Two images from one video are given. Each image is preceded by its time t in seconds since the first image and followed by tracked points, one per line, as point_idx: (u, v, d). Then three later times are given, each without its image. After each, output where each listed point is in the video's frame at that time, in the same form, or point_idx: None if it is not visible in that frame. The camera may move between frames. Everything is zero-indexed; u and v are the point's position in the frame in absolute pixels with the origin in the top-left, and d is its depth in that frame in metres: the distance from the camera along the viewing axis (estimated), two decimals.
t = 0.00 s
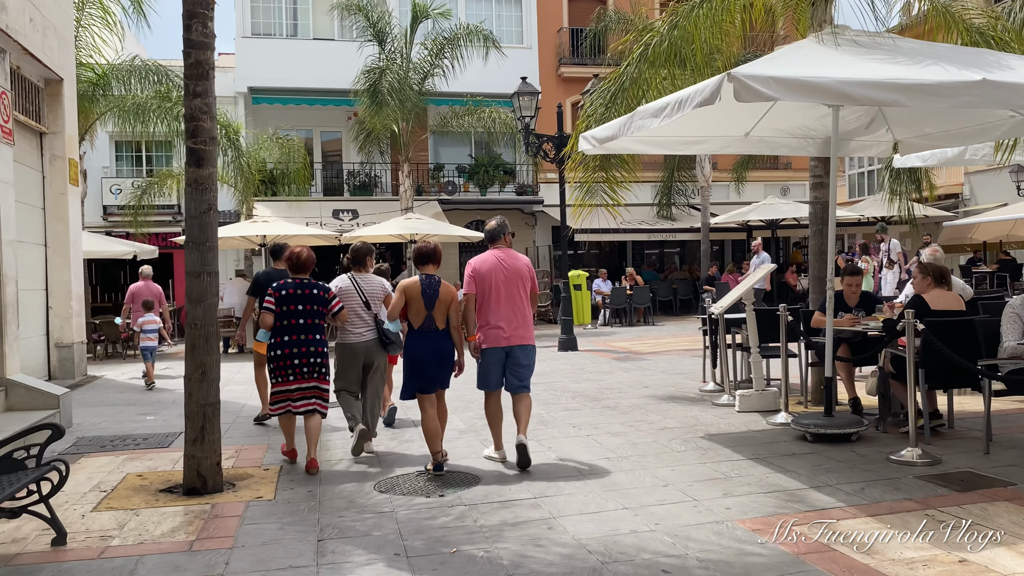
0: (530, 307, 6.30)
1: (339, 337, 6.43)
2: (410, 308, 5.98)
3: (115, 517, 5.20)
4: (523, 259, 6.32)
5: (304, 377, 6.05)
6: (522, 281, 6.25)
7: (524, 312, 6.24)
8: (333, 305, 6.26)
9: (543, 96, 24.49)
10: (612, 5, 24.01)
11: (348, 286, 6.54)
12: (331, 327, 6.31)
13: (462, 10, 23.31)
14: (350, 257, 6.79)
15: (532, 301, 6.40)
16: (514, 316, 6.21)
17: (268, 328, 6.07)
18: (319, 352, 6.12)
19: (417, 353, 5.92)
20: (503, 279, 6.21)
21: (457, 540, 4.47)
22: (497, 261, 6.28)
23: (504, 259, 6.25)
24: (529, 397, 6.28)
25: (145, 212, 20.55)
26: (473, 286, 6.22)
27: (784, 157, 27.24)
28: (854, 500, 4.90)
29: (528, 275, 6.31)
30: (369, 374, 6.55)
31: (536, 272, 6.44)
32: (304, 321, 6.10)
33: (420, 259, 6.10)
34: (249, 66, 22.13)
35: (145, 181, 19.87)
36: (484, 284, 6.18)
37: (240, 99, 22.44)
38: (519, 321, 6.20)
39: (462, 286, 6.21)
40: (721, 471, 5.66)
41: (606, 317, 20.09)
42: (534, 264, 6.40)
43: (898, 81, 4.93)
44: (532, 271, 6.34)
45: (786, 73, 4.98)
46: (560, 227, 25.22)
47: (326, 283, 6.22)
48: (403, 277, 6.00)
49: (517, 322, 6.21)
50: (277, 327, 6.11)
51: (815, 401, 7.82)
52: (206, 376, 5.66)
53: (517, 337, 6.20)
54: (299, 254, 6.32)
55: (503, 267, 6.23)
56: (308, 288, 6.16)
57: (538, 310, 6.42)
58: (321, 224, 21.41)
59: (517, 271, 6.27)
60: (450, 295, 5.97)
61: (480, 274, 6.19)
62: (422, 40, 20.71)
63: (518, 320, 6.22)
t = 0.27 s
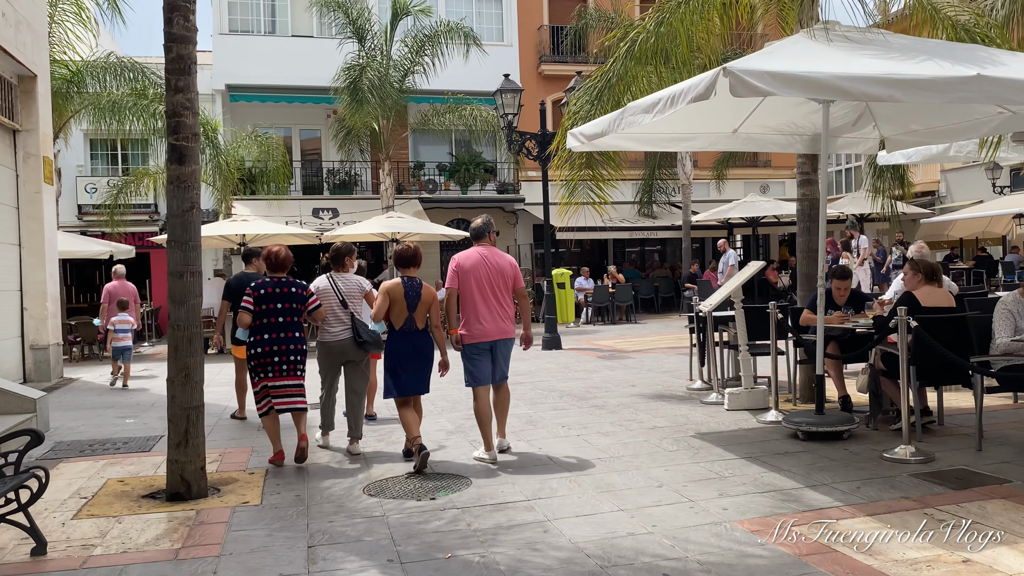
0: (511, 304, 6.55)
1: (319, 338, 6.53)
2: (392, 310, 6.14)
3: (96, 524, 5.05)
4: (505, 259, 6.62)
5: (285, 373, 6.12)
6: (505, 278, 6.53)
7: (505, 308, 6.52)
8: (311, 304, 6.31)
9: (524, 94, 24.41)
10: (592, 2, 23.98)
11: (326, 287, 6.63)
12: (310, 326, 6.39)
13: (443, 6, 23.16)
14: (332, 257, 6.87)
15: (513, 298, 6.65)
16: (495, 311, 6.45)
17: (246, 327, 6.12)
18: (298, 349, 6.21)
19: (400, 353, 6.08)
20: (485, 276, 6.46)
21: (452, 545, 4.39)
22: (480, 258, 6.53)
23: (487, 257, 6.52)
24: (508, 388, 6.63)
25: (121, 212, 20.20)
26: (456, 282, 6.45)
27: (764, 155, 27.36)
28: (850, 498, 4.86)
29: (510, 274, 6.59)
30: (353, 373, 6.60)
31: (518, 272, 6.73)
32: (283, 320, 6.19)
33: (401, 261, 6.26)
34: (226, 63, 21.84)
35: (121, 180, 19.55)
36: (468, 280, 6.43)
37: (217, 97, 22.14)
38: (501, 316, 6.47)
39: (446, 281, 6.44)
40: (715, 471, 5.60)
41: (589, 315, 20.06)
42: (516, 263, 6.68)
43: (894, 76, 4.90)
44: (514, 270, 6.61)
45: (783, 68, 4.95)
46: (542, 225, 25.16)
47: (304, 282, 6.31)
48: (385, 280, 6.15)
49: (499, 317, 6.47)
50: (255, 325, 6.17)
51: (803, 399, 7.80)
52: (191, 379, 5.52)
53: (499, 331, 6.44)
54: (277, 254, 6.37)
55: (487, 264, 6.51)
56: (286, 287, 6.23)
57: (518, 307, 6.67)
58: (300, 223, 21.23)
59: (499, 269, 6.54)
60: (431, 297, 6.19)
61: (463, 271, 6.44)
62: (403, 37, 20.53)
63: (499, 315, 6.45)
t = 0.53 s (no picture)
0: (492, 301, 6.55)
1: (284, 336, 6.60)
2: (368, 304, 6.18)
3: (71, 527, 4.93)
4: (488, 257, 6.59)
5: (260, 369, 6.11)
6: (486, 276, 6.51)
7: (487, 306, 6.50)
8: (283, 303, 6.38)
9: (498, 89, 24.34)
10: None
11: (290, 285, 6.65)
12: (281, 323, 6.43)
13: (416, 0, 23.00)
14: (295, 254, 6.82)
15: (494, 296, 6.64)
16: (476, 308, 6.44)
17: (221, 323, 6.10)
18: (272, 345, 6.21)
19: (378, 345, 6.16)
20: (468, 273, 6.45)
21: (440, 544, 4.34)
22: (462, 256, 6.53)
23: (470, 255, 6.51)
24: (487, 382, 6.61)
25: (89, 208, 19.83)
26: (438, 279, 6.45)
27: (736, 150, 27.54)
28: (834, 491, 4.88)
29: (491, 273, 6.58)
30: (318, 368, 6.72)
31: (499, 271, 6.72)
32: (258, 317, 6.19)
33: (373, 256, 6.31)
34: (195, 57, 21.49)
35: (88, 175, 19.18)
36: (449, 277, 6.42)
37: (186, 91, 21.79)
38: (481, 314, 6.44)
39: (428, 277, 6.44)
40: (698, 466, 5.60)
41: (564, 310, 20.06)
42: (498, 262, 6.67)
43: (876, 70, 4.93)
44: (495, 269, 6.61)
45: (767, 61, 4.94)
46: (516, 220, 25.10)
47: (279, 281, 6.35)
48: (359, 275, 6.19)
49: (480, 315, 6.45)
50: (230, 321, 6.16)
51: (782, 392, 7.84)
52: (167, 377, 5.40)
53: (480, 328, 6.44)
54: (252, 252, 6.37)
55: (468, 262, 6.48)
56: (262, 285, 6.25)
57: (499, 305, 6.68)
58: (272, 218, 20.94)
59: (481, 267, 6.52)
60: (404, 290, 6.25)
61: (446, 267, 6.42)
62: (376, 31, 20.33)
63: (480, 313, 6.45)
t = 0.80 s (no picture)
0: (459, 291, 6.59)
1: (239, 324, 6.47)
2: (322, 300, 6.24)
3: (30, 528, 4.77)
4: (454, 247, 6.61)
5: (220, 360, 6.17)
6: (452, 266, 6.53)
7: (453, 294, 6.53)
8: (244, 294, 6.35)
9: (462, 81, 24.21)
10: None
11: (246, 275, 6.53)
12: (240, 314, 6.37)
13: None
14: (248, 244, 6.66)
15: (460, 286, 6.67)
16: (444, 298, 6.47)
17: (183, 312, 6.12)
18: (232, 335, 6.27)
19: (331, 339, 6.26)
20: (435, 263, 6.47)
21: (413, 539, 4.28)
22: (429, 246, 6.53)
23: (437, 245, 6.53)
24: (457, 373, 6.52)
25: (41, 201, 19.29)
26: (406, 269, 6.45)
27: (698, 144, 27.76)
28: (805, 481, 4.92)
29: (457, 262, 6.61)
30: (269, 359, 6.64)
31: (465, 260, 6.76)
32: (219, 307, 6.21)
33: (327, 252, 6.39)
34: (152, 46, 21.01)
35: (40, 166, 18.65)
36: (418, 267, 6.42)
37: (143, 81, 21.30)
38: (448, 301, 6.47)
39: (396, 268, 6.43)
40: (670, 457, 5.61)
41: (529, 303, 20.04)
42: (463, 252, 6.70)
43: (846, 63, 4.96)
44: (461, 258, 6.64)
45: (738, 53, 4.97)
46: (480, 213, 25.00)
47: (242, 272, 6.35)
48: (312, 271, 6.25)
49: (446, 303, 6.47)
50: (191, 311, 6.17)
51: (749, 382, 7.91)
52: (129, 372, 5.26)
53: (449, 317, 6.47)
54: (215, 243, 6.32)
55: (435, 250, 6.50)
56: (224, 276, 6.24)
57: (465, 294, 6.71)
58: (232, 211, 20.56)
59: (448, 257, 6.55)
60: (357, 284, 6.29)
61: (414, 258, 6.42)
62: (338, 21, 20.05)
63: (449, 302, 6.48)
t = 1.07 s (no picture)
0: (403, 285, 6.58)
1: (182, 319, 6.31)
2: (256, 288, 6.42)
3: None
4: (398, 241, 6.58)
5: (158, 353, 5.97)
6: (396, 260, 6.50)
7: (398, 289, 6.51)
8: (178, 287, 6.21)
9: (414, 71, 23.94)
10: None
11: (191, 271, 6.43)
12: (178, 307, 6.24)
13: None
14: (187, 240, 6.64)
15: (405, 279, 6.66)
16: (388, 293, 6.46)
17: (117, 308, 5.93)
18: (170, 328, 6.05)
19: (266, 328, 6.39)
20: (378, 258, 6.45)
21: (369, 538, 4.15)
22: (372, 241, 6.50)
23: (380, 240, 6.50)
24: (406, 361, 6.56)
25: None
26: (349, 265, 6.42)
27: (650, 137, 27.93)
28: (764, 472, 4.91)
29: (402, 256, 6.59)
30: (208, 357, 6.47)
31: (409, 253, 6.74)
32: (154, 300, 6.01)
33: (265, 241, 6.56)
34: (91, 31, 20.29)
35: None
36: (360, 264, 6.41)
37: (83, 67, 20.58)
38: (391, 297, 6.46)
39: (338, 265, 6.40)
40: (628, 450, 5.56)
41: (483, 297, 19.94)
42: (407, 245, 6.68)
43: (804, 54, 4.95)
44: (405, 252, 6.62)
45: (700, 41, 4.93)
46: (433, 206, 24.79)
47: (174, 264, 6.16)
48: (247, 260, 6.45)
49: (390, 298, 6.46)
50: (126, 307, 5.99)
51: (704, 374, 7.93)
52: (68, 368, 5.01)
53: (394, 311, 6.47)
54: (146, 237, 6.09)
55: (377, 246, 6.47)
56: (156, 269, 6.06)
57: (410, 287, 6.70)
58: (177, 202, 20.00)
59: (392, 252, 6.52)
60: (293, 272, 6.45)
61: (356, 254, 6.40)
62: (286, 9, 19.60)
63: (393, 296, 6.47)
